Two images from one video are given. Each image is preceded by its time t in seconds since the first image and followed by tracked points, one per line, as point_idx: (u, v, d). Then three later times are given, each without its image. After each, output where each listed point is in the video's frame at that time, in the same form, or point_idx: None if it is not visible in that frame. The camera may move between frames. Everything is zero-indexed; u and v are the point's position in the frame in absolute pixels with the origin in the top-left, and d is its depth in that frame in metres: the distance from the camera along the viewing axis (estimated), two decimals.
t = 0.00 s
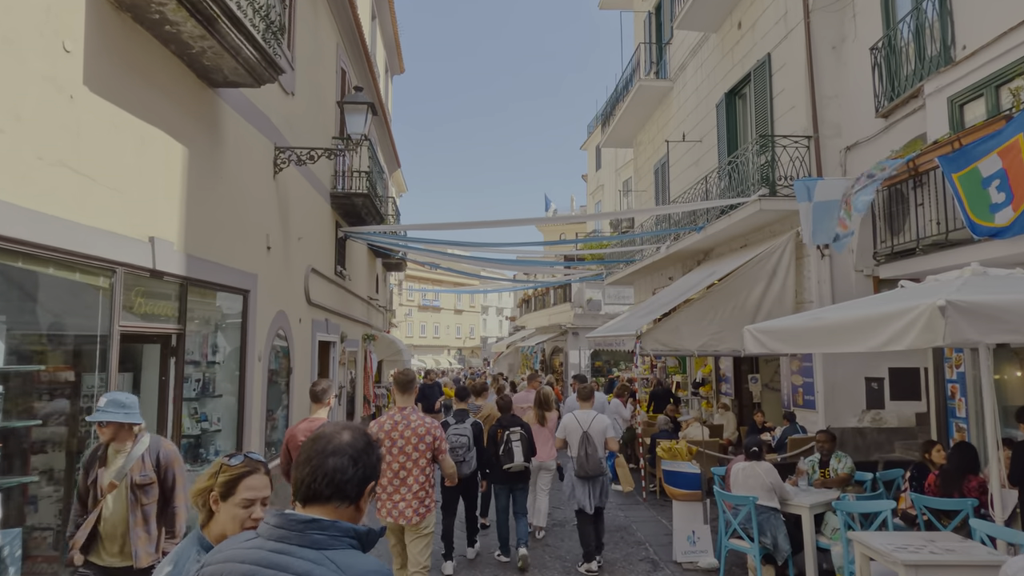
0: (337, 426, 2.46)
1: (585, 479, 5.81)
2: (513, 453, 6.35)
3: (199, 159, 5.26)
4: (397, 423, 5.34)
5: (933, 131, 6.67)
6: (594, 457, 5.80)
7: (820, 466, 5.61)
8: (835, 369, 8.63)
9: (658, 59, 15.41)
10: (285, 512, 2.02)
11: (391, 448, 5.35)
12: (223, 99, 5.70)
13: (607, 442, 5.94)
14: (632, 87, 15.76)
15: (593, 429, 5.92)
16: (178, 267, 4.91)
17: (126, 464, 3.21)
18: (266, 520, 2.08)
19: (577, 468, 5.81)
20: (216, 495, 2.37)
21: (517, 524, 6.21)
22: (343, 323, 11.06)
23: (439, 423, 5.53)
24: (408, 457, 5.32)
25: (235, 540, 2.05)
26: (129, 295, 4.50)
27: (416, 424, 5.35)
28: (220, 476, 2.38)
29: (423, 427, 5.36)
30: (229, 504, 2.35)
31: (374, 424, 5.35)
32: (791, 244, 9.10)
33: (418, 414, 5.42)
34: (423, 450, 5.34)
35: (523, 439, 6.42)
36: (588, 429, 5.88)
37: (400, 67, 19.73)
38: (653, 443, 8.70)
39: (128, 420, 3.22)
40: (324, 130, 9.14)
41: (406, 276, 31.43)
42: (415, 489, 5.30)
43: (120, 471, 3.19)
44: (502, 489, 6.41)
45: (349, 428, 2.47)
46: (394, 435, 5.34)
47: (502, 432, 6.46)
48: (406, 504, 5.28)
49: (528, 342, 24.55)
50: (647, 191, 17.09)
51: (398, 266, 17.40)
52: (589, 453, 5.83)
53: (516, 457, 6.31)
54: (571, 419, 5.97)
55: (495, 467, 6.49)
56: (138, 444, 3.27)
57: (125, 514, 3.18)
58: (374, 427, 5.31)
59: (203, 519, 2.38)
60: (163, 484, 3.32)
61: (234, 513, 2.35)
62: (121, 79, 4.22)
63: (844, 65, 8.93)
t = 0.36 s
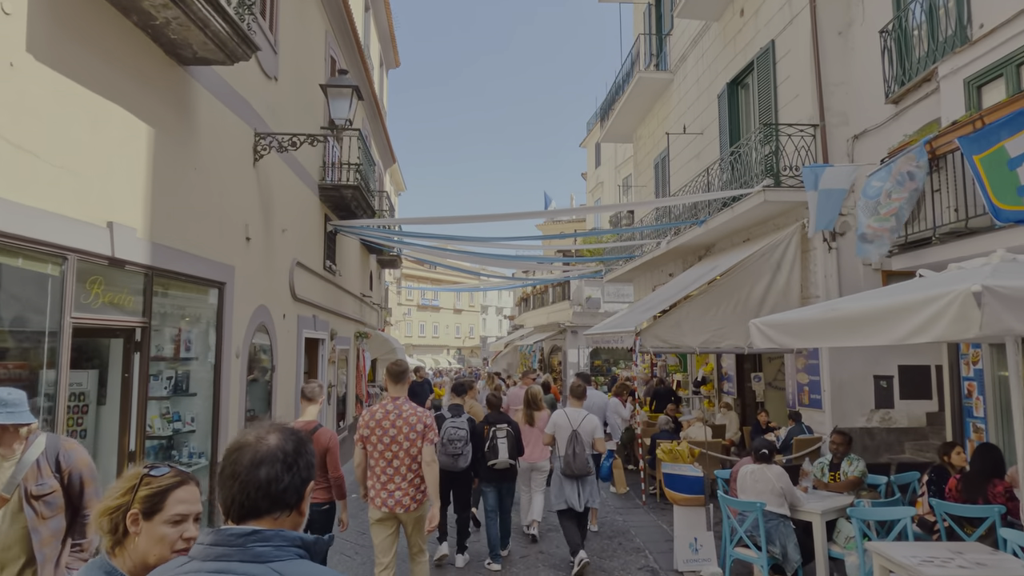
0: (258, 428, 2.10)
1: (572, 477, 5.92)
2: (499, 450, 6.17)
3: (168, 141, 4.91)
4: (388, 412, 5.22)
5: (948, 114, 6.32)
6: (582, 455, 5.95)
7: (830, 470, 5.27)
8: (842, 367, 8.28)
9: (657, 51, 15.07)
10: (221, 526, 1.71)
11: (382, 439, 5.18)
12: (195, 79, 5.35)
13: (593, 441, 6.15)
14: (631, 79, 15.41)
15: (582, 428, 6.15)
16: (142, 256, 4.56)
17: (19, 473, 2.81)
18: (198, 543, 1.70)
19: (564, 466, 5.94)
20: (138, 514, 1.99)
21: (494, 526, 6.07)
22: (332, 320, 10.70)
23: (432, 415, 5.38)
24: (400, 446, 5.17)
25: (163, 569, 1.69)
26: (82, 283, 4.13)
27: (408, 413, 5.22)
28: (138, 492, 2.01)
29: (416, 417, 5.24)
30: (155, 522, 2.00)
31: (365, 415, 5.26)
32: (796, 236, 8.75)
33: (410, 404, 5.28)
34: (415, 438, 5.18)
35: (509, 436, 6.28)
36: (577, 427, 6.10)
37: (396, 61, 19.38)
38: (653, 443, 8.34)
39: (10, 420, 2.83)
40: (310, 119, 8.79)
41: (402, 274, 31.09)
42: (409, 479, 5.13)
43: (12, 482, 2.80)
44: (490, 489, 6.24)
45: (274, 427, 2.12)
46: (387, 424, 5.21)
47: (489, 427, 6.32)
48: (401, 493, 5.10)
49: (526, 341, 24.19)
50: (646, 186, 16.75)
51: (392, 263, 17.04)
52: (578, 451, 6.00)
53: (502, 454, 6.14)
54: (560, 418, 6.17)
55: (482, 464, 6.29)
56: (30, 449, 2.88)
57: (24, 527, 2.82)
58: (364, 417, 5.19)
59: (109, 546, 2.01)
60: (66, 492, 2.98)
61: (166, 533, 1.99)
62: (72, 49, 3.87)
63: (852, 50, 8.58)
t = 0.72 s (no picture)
0: (219, 433, 1.97)
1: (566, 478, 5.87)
2: (494, 450, 5.92)
3: (133, 126, 4.58)
4: (394, 416, 5.52)
5: (966, 100, 5.99)
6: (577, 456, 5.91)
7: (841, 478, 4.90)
8: (852, 367, 7.95)
9: (658, 44, 14.74)
10: (173, 537, 1.73)
11: (387, 442, 5.49)
12: (165, 60, 5.01)
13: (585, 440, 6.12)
14: (631, 73, 15.07)
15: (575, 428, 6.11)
16: (103, 248, 4.22)
17: None
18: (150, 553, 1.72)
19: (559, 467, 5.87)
20: (83, 534, 1.90)
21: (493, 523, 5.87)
22: (323, 319, 10.37)
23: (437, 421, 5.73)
24: (405, 450, 5.48)
25: None
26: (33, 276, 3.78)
27: (414, 419, 5.54)
28: (77, 509, 1.91)
29: (421, 423, 5.56)
30: (109, 536, 1.94)
31: (370, 419, 5.55)
32: (803, 230, 8.40)
33: (417, 409, 5.62)
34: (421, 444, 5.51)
35: (506, 437, 6.01)
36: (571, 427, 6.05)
37: (392, 56, 19.14)
38: (654, 446, 8.02)
39: None
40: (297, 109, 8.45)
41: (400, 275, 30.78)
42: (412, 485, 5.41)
43: None
44: (483, 488, 6.07)
45: (238, 432, 1.99)
46: (389, 429, 5.51)
47: (486, 427, 6.02)
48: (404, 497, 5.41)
49: (525, 341, 23.83)
50: (647, 183, 16.41)
51: (387, 262, 16.70)
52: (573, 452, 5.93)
53: (497, 455, 5.88)
54: (552, 418, 6.08)
55: (476, 463, 6.07)
56: None
57: None
58: (373, 419, 5.50)
59: None
60: None
61: (121, 549, 1.96)
62: (19, 20, 3.52)
63: (861, 37, 8.25)
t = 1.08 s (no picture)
0: (278, 461, 1.88)
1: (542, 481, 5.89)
2: (483, 456, 5.64)
3: (92, 105, 4.23)
4: (387, 417, 5.37)
5: (985, 84, 5.64)
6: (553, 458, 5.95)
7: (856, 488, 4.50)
8: (861, 367, 7.61)
9: (658, 37, 14.41)
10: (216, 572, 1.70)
11: (379, 445, 5.34)
12: (129, 38, 4.66)
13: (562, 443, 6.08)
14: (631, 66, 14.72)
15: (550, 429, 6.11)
16: (52, 238, 3.86)
17: None
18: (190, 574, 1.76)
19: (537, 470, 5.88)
20: (10, 562, 1.88)
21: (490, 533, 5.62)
22: (311, 318, 10.02)
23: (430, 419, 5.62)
24: (398, 451, 5.34)
25: None
26: None
27: (407, 419, 5.40)
28: None
29: (415, 423, 5.43)
30: (39, 563, 1.92)
31: (361, 420, 5.36)
32: (810, 225, 8.05)
33: (409, 409, 5.48)
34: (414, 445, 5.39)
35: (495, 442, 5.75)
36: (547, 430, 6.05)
37: (387, 50, 18.81)
38: (654, 451, 7.69)
39: None
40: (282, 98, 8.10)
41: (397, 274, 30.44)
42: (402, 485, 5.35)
43: None
44: (473, 494, 5.74)
45: (297, 460, 1.91)
46: (382, 431, 5.34)
47: (473, 432, 5.79)
48: (394, 498, 5.33)
49: (524, 341, 23.45)
50: (647, 179, 16.05)
51: (382, 260, 16.37)
52: (549, 454, 5.97)
53: (484, 461, 5.61)
54: (528, 422, 6.07)
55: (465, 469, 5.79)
56: None
57: None
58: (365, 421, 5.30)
59: None
60: None
61: (53, 575, 1.95)
62: None
63: (870, 23, 7.91)
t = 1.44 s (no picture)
0: (262, 454, 1.88)
1: (520, 478, 5.79)
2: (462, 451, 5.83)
3: (39, 75, 3.88)
4: (366, 411, 5.22)
5: (1004, 62, 5.31)
6: (531, 455, 5.84)
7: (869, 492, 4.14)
8: (869, 364, 7.27)
9: (657, 28, 14.08)
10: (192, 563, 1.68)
11: (358, 439, 5.17)
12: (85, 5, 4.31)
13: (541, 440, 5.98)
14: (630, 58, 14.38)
15: (529, 426, 5.99)
16: None
17: None
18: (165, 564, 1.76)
19: (513, 466, 5.80)
20: None
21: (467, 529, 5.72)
22: (299, 314, 9.70)
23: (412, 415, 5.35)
24: (376, 445, 5.14)
25: None
26: None
27: (384, 413, 5.18)
28: None
29: (393, 417, 5.19)
30: None
31: (343, 415, 5.26)
32: (816, 216, 7.68)
33: (388, 403, 5.28)
34: (393, 439, 5.15)
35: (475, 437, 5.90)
36: (524, 426, 5.95)
37: (382, 43, 18.49)
38: (652, 451, 7.37)
39: None
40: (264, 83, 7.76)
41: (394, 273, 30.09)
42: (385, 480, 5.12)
43: None
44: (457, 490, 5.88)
45: (280, 454, 1.91)
46: (360, 425, 5.18)
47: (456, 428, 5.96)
48: (378, 494, 5.08)
49: (522, 339, 23.11)
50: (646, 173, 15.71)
51: (376, 256, 16.03)
52: (526, 450, 5.87)
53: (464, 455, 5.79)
54: (506, 418, 5.99)
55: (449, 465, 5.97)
56: None
57: None
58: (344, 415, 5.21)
59: None
60: None
61: None
62: None
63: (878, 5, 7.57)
